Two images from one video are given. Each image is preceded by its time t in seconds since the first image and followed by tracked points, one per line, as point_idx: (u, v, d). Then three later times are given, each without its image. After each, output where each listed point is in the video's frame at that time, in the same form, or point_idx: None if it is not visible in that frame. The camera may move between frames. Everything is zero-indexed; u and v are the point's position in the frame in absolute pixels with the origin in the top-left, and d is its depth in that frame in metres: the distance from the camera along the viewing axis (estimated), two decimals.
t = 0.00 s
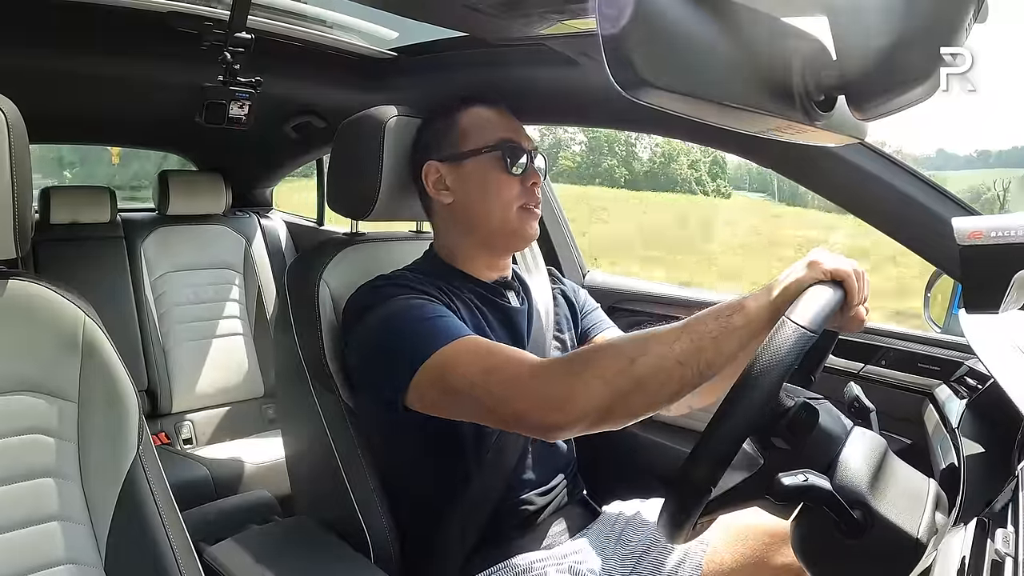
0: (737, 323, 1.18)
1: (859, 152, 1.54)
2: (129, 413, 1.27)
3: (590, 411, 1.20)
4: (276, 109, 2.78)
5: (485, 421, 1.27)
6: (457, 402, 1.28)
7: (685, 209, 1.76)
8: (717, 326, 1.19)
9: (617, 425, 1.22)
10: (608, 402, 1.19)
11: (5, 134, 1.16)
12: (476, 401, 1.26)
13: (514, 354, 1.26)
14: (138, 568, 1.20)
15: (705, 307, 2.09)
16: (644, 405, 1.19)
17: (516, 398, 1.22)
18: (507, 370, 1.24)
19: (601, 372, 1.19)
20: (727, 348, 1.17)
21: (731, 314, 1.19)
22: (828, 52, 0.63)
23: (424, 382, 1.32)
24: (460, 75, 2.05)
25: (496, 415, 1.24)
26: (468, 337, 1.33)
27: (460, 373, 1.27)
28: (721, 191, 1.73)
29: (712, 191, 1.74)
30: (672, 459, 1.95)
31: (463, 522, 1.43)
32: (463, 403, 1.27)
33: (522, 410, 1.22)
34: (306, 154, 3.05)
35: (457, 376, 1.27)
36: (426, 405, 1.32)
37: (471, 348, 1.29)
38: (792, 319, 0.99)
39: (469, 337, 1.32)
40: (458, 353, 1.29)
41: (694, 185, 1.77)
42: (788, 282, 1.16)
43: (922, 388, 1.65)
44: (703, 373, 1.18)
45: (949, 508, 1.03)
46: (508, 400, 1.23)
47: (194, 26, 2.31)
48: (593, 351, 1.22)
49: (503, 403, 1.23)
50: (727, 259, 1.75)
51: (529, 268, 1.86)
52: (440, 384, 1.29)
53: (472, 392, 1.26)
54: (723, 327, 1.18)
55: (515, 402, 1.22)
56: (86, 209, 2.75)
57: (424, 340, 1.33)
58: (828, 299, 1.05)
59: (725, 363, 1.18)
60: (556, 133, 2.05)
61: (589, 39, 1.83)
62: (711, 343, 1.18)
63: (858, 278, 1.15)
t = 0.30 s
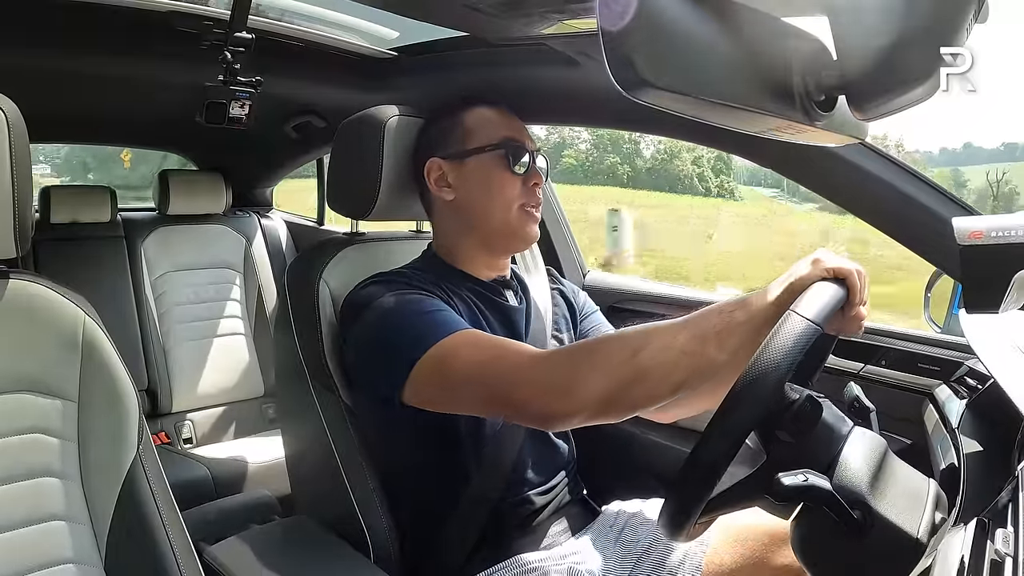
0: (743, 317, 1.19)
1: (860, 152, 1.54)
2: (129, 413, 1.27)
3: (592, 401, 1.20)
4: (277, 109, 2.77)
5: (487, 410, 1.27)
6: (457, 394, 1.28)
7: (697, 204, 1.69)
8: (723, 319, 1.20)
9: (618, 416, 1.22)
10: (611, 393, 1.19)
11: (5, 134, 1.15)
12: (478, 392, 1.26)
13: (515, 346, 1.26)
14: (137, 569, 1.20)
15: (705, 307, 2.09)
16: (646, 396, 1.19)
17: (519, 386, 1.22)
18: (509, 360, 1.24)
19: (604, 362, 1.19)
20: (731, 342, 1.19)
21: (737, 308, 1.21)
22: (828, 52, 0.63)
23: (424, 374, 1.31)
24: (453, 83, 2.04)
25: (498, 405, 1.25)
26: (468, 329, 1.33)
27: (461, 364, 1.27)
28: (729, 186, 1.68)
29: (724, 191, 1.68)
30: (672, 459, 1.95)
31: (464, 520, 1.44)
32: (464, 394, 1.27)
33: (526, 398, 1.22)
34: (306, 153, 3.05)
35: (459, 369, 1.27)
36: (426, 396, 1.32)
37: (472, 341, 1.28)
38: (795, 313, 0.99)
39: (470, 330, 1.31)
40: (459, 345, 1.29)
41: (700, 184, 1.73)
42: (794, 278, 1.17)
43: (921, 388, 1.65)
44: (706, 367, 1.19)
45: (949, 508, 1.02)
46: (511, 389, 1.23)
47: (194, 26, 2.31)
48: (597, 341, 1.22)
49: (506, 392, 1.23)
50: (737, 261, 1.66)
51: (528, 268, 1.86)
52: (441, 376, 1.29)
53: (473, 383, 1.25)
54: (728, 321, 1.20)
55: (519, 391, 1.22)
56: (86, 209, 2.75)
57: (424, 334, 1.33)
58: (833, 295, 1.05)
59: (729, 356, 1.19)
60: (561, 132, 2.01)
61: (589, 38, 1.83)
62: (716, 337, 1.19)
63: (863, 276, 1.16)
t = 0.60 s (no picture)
0: (748, 315, 1.21)
1: (860, 152, 1.54)
2: (128, 413, 1.27)
3: (598, 394, 1.20)
4: (277, 109, 2.78)
5: (489, 403, 1.25)
6: (461, 388, 1.27)
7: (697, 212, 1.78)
8: (729, 317, 1.21)
9: (622, 411, 1.21)
10: (618, 385, 1.19)
11: (5, 133, 1.15)
12: (482, 383, 1.24)
13: (520, 341, 1.26)
14: (138, 568, 1.21)
15: (705, 306, 2.10)
16: (653, 390, 1.19)
17: (525, 376, 1.21)
18: (516, 350, 1.24)
19: (612, 354, 1.20)
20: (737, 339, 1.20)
21: (742, 307, 1.22)
22: (828, 52, 0.63)
23: (428, 366, 1.31)
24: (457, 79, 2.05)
25: (502, 396, 1.23)
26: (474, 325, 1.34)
27: (467, 355, 1.27)
28: (737, 189, 1.74)
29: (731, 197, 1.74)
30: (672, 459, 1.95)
31: (464, 522, 1.43)
32: (469, 385, 1.26)
33: (531, 388, 1.21)
34: (306, 154, 3.05)
35: (465, 363, 1.26)
36: (429, 389, 1.31)
37: (478, 336, 1.28)
38: (800, 313, 1.00)
39: (472, 326, 1.31)
40: (466, 337, 1.29)
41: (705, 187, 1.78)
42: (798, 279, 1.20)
43: (922, 387, 1.65)
44: (713, 362, 1.19)
45: (950, 508, 1.02)
46: (517, 379, 1.22)
47: (194, 26, 2.31)
48: (604, 335, 1.23)
49: (512, 381, 1.22)
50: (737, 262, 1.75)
51: (529, 270, 1.87)
52: (446, 367, 1.28)
53: (479, 373, 1.25)
54: (733, 318, 1.21)
55: (526, 380, 1.21)
56: (86, 209, 2.75)
57: (427, 328, 1.33)
58: (839, 289, 1.07)
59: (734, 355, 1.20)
60: (573, 132, 2.03)
61: (589, 38, 1.83)
62: (723, 333, 1.20)
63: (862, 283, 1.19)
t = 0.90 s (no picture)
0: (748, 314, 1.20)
1: (860, 153, 1.55)
2: (128, 413, 1.27)
3: (598, 390, 1.20)
4: (277, 109, 2.78)
5: (488, 399, 1.25)
6: (459, 385, 1.27)
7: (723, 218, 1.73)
8: (730, 316, 1.21)
9: (621, 408, 1.22)
10: (617, 382, 1.19)
11: (5, 133, 1.15)
12: (481, 378, 1.24)
13: (518, 337, 1.26)
14: (138, 568, 1.21)
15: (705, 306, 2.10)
16: (652, 386, 1.19)
17: (525, 372, 1.21)
18: (516, 346, 1.24)
19: (612, 351, 1.20)
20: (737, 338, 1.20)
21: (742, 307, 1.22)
22: (828, 52, 0.63)
23: (428, 362, 1.31)
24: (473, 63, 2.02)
25: (501, 391, 1.23)
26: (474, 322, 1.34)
27: (467, 351, 1.27)
28: (753, 190, 1.71)
29: (752, 202, 1.70)
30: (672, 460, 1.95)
31: (463, 522, 1.43)
32: (468, 381, 1.26)
33: (531, 384, 1.21)
34: (306, 154, 3.05)
35: (462, 360, 1.26)
36: (428, 385, 1.31)
37: (476, 333, 1.28)
38: (800, 313, 1.00)
39: (470, 323, 1.31)
40: (467, 334, 1.29)
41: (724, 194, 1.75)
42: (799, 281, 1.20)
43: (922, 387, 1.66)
44: (713, 360, 1.19)
45: (950, 508, 1.02)
46: (517, 374, 1.22)
47: (195, 26, 2.31)
48: (604, 331, 1.23)
49: (512, 376, 1.22)
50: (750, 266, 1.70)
51: (528, 271, 1.86)
52: (445, 363, 1.28)
53: (478, 368, 1.25)
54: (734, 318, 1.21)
55: (526, 375, 1.21)
56: (87, 209, 2.75)
57: (428, 326, 1.33)
58: (840, 288, 1.07)
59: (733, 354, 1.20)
60: (591, 134, 2.00)
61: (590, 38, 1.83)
62: (724, 331, 1.20)
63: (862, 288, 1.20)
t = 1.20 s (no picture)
0: (749, 314, 1.20)
1: (860, 153, 1.55)
2: (128, 414, 1.28)
3: (598, 389, 1.20)
4: (277, 109, 2.78)
5: (488, 399, 1.25)
6: (459, 384, 1.27)
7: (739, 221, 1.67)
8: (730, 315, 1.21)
9: (622, 407, 1.22)
10: (618, 382, 1.19)
11: (5, 133, 1.15)
12: (482, 378, 1.24)
13: (517, 337, 1.26)
14: (138, 569, 1.21)
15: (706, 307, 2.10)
16: (653, 386, 1.19)
17: (525, 371, 1.21)
18: (516, 346, 1.24)
19: (612, 351, 1.20)
20: (738, 337, 1.19)
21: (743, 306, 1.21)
22: (828, 52, 0.64)
23: (428, 362, 1.31)
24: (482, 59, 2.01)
25: (501, 391, 1.23)
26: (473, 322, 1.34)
27: (467, 351, 1.27)
28: (771, 189, 1.67)
29: (769, 202, 1.66)
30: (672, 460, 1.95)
31: (463, 523, 1.43)
32: (468, 381, 1.25)
33: (531, 384, 1.21)
34: (306, 154, 3.05)
35: (462, 359, 1.26)
36: (428, 385, 1.31)
37: (475, 333, 1.28)
38: (801, 313, 1.00)
39: (468, 323, 1.32)
40: (467, 334, 1.29)
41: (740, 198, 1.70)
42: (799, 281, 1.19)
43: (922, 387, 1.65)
44: (713, 359, 1.19)
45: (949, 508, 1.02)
46: (517, 374, 1.22)
47: (194, 26, 2.31)
48: (604, 331, 1.23)
49: (513, 376, 1.22)
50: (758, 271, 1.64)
51: (527, 272, 1.86)
52: (445, 363, 1.28)
53: (478, 368, 1.25)
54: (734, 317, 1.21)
55: (526, 375, 1.21)
56: (87, 208, 2.75)
57: (427, 326, 1.33)
58: (840, 289, 1.07)
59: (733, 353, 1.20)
60: (613, 135, 1.97)
61: (590, 38, 1.83)
62: (724, 331, 1.20)
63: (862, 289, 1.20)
